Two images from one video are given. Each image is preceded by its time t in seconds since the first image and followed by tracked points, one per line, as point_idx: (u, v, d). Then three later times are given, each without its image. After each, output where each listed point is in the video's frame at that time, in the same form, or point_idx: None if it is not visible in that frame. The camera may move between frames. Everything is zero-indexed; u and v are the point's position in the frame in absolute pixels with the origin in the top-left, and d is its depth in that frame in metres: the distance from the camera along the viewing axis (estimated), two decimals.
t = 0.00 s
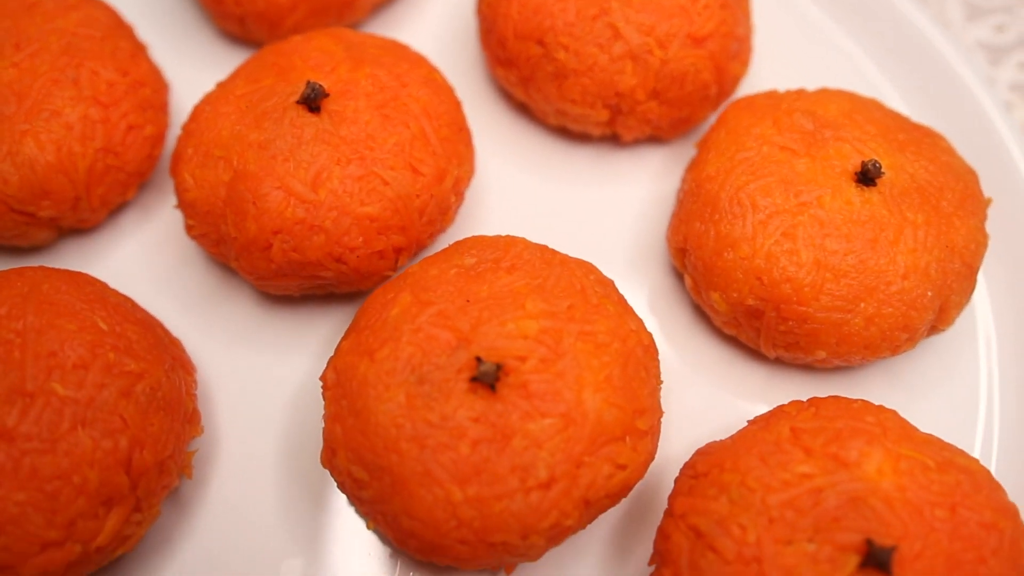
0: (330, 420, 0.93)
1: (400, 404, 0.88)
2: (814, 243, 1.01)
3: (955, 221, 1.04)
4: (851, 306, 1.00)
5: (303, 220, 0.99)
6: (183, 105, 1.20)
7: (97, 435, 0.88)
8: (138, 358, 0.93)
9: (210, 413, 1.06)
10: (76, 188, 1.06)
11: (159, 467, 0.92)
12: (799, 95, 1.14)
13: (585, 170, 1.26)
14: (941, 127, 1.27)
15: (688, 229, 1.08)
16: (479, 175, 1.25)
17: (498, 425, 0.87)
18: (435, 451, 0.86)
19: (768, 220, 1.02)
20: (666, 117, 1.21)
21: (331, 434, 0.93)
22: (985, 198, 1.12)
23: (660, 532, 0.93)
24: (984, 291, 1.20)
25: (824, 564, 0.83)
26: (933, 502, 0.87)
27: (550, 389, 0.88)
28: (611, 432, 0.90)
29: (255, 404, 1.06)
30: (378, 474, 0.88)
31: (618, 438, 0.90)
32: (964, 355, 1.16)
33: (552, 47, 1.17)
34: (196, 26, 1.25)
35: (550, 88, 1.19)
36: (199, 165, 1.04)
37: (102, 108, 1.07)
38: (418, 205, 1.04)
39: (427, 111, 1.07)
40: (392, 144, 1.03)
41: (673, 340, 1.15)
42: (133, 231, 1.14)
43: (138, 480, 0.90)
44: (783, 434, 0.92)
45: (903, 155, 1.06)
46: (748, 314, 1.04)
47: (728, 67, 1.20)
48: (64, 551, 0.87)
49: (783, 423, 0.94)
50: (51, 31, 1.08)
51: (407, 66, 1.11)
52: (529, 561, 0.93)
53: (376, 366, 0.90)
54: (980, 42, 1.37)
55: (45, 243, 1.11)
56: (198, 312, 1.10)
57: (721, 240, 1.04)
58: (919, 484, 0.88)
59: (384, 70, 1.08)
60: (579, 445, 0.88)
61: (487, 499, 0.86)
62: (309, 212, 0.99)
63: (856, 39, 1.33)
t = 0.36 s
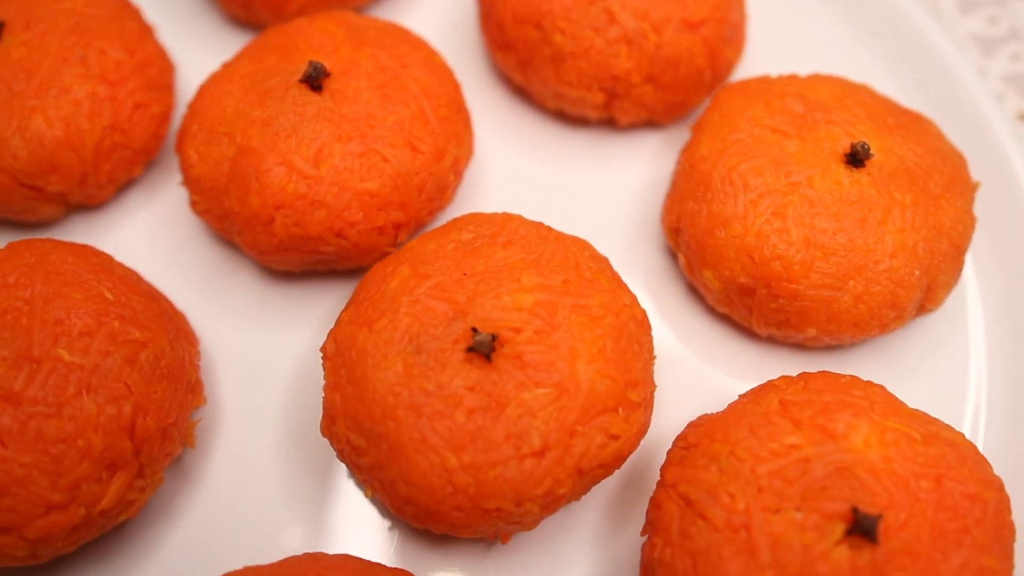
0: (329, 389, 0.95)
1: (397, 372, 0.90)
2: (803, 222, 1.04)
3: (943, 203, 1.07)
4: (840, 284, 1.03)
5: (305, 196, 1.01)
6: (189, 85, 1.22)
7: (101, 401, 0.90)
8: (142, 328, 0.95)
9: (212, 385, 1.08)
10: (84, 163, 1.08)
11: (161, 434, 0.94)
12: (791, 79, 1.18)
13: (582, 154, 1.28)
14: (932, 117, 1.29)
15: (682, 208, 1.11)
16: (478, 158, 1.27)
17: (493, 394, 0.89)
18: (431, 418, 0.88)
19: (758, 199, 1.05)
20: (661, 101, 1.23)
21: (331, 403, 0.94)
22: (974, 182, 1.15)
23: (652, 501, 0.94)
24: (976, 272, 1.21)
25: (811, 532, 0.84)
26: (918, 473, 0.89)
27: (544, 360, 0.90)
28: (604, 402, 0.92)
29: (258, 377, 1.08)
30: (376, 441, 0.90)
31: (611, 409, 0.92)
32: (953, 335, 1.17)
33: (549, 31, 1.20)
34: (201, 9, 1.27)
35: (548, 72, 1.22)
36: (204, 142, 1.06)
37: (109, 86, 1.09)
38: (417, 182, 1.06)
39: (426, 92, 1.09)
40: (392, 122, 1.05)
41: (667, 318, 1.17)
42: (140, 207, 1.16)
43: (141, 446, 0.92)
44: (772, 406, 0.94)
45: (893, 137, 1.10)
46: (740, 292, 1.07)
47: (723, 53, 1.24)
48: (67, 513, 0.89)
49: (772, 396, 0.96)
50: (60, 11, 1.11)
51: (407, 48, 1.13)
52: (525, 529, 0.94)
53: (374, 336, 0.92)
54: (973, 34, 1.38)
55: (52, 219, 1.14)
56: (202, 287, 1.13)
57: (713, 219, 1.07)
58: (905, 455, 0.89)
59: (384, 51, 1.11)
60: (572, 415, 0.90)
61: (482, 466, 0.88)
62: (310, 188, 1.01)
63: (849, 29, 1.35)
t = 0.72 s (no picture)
0: (338, 359, 0.97)
1: (404, 341, 0.92)
2: (800, 200, 1.06)
3: (936, 183, 1.09)
4: (836, 261, 1.05)
5: (315, 172, 1.04)
6: (200, 67, 1.25)
7: (115, 367, 0.92)
8: (156, 298, 0.97)
9: (224, 360, 1.10)
10: (98, 140, 1.10)
11: (174, 402, 0.96)
12: (788, 63, 1.21)
13: (586, 138, 1.30)
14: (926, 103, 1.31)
15: (682, 188, 1.13)
16: (484, 141, 1.29)
17: (497, 362, 0.91)
18: (438, 386, 0.90)
19: (756, 177, 1.07)
20: (661, 85, 1.26)
21: (340, 371, 0.96)
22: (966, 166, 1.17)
23: (655, 471, 0.96)
24: (970, 255, 1.22)
25: (809, 499, 0.86)
26: (914, 443, 0.90)
27: (548, 330, 0.92)
28: (606, 372, 0.93)
29: (268, 352, 1.11)
30: (384, 408, 0.92)
31: (613, 379, 0.94)
32: (949, 317, 1.19)
33: (552, 15, 1.23)
34: None
35: (551, 55, 1.25)
36: (216, 119, 1.09)
37: (123, 66, 1.12)
38: (424, 159, 1.08)
39: (432, 72, 1.12)
40: (399, 101, 1.08)
41: (669, 297, 1.19)
42: (153, 186, 1.19)
43: (154, 413, 0.94)
44: (770, 377, 0.96)
45: (886, 120, 1.13)
46: (739, 269, 1.09)
47: (722, 39, 1.26)
48: (82, 478, 0.91)
49: (771, 368, 0.98)
50: None
51: (414, 30, 1.15)
52: (530, 499, 0.97)
53: (382, 306, 0.95)
54: (968, 27, 1.36)
55: (67, 197, 1.16)
56: (213, 263, 1.15)
57: (712, 197, 1.09)
58: (900, 426, 0.91)
59: (392, 32, 1.13)
60: (575, 384, 0.92)
61: (487, 432, 0.90)
62: (319, 163, 1.04)
63: (847, 16, 1.37)
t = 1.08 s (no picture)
0: (356, 330, 0.99)
1: (421, 311, 0.94)
2: (805, 179, 1.09)
3: (937, 165, 1.12)
4: (841, 239, 1.08)
5: (333, 148, 1.06)
6: (217, 49, 1.27)
7: (138, 336, 0.94)
8: (178, 270, 0.99)
9: (242, 334, 1.12)
10: (119, 117, 1.12)
11: (196, 372, 0.98)
12: (793, 48, 1.24)
13: (596, 122, 1.32)
14: (927, 88, 1.33)
15: (690, 167, 1.16)
16: (496, 124, 1.31)
17: (513, 332, 0.93)
18: (455, 355, 0.92)
19: (762, 157, 1.10)
20: (670, 70, 1.28)
21: (359, 342, 0.98)
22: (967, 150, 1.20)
23: (668, 442, 0.97)
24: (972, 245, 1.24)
25: (819, 467, 0.88)
26: (919, 415, 0.92)
27: (562, 302, 0.94)
28: (619, 344, 0.95)
29: (287, 326, 1.13)
30: (402, 377, 0.94)
31: (626, 351, 0.96)
32: (951, 303, 1.21)
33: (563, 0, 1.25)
34: None
35: (562, 39, 1.27)
36: (235, 97, 1.11)
37: (144, 44, 1.14)
38: (439, 138, 1.10)
39: (447, 53, 1.14)
40: (415, 81, 1.10)
41: (678, 277, 1.21)
42: (172, 165, 1.20)
43: (176, 381, 0.96)
44: (779, 350, 0.99)
45: (888, 103, 1.15)
46: (747, 248, 1.12)
47: (727, 24, 1.28)
48: (106, 444, 0.93)
49: (780, 340, 1.00)
50: None
51: (428, 11, 1.17)
52: (546, 469, 0.99)
53: (400, 278, 0.97)
54: (968, 19, 1.37)
55: (88, 174, 1.18)
56: (231, 239, 1.17)
57: (720, 176, 1.12)
58: (906, 398, 0.93)
59: (407, 13, 1.15)
60: (589, 354, 0.94)
61: (504, 401, 0.92)
62: (337, 139, 1.06)
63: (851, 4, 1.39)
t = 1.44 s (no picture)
0: (382, 304, 1.01)
1: (447, 284, 0.96)
2: (820, 161, 1.11)
3: (947, 150, 1.15)
4: (855, 220, 1.10)
5: (357, 127, 1.08)
6: (239, 31, 1.28)
7: (168, 307, 0.95)
8: (206, 244, 1.01)
9: (267, 310, 1.14)
10: (145, 96, 1.14)
11: (224, 344, 1.00)
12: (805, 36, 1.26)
13: (613, 108, 1.34)
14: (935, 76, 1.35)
15: (706, 150, 1.19)
16: (514, 109, 1.33)
17: (537, 305, 0.94)
18: (480, 327, 0.94)
19: (777, 139, 1.13)
20: (685, 56, 1.30)
21: (385, 315, 1.00)
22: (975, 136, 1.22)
23: (688, 416, 0.99)
24: (980, 232, 1.25)
25: (837, 438, 0.90)
26: (934, 390, 0.94)
27: (585, 277, 0.96)
28: (641, 319, 0.97)
29: (311, 303, 1.15)
30: (428, 349, 0.96)
31: (647, 327, 0.98)
32: (959, 288, 1.22)
33: None
34: None
35: (579, 25, 1.28)
36: (260, 76, 1.13)
37: (169, 25, 1.15)
38: (461, 118, 1.12)
39: (468, 35, 1.15)
40: (437, 62, 1.11)
41: (694, 259, 1.23)
42: (196, 146, 1.22)
43: (205, 352, 0.98)
44: (796, 326, 1.01)
45: (898, 89, 1.18)
46: (762, 229, 1.14)
47: (741, 12, 1.30)
48: (136, 413, 0.94)
49: (796, 317, 1.03)
50: None
51: None
52: (569, 443, 1.01)
53: (425, 252, 0.99)
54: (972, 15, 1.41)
55: (114, 154, 1.19)
56: (256, 218, 1.19)
57: (736, 158, 1.15)
58: (921, 372, 0.95)
59: None
60: (611, 328, 0.95)
61: (528, 372, 0.93)
62: (361, 118, 1.08)
63: None
